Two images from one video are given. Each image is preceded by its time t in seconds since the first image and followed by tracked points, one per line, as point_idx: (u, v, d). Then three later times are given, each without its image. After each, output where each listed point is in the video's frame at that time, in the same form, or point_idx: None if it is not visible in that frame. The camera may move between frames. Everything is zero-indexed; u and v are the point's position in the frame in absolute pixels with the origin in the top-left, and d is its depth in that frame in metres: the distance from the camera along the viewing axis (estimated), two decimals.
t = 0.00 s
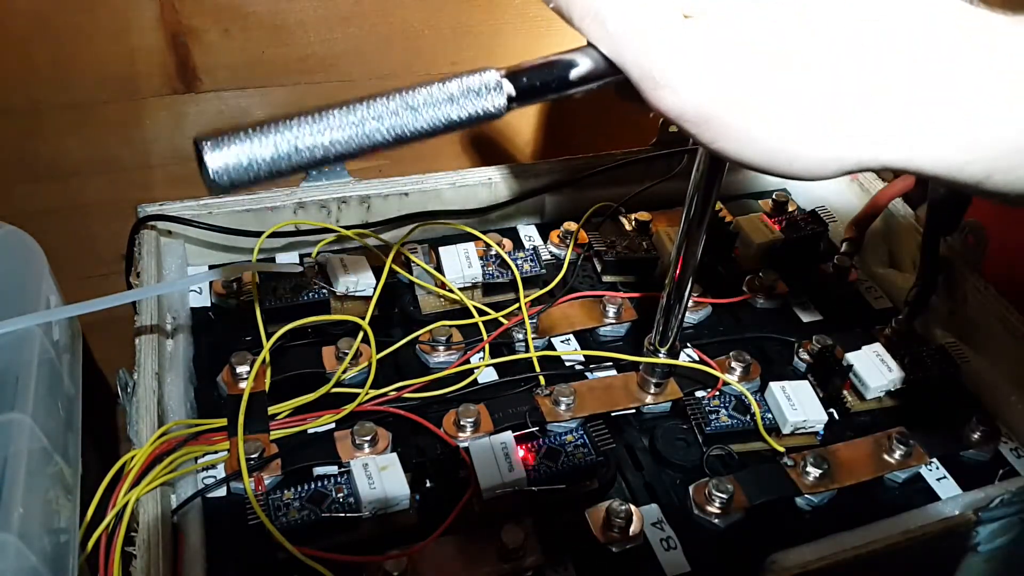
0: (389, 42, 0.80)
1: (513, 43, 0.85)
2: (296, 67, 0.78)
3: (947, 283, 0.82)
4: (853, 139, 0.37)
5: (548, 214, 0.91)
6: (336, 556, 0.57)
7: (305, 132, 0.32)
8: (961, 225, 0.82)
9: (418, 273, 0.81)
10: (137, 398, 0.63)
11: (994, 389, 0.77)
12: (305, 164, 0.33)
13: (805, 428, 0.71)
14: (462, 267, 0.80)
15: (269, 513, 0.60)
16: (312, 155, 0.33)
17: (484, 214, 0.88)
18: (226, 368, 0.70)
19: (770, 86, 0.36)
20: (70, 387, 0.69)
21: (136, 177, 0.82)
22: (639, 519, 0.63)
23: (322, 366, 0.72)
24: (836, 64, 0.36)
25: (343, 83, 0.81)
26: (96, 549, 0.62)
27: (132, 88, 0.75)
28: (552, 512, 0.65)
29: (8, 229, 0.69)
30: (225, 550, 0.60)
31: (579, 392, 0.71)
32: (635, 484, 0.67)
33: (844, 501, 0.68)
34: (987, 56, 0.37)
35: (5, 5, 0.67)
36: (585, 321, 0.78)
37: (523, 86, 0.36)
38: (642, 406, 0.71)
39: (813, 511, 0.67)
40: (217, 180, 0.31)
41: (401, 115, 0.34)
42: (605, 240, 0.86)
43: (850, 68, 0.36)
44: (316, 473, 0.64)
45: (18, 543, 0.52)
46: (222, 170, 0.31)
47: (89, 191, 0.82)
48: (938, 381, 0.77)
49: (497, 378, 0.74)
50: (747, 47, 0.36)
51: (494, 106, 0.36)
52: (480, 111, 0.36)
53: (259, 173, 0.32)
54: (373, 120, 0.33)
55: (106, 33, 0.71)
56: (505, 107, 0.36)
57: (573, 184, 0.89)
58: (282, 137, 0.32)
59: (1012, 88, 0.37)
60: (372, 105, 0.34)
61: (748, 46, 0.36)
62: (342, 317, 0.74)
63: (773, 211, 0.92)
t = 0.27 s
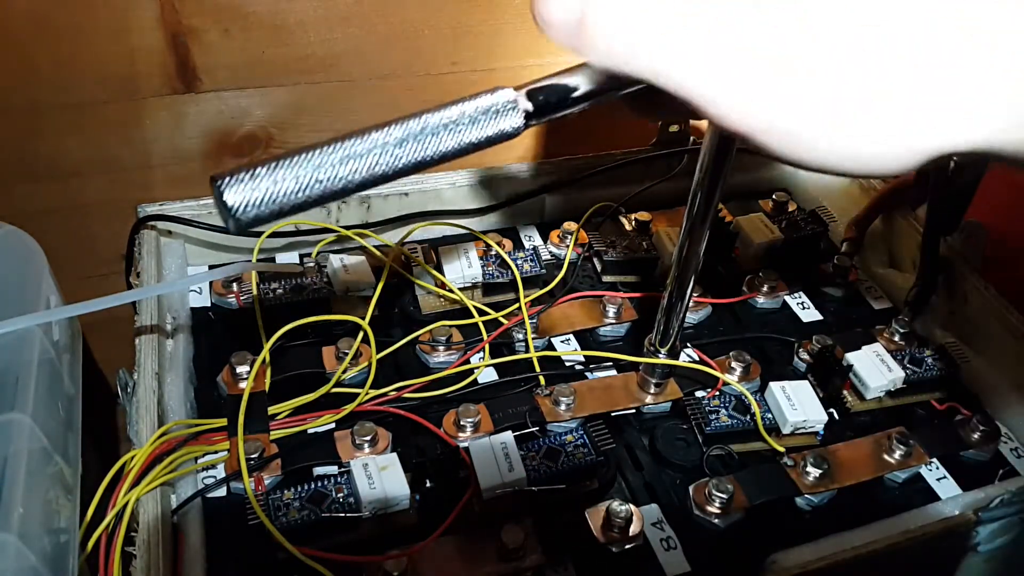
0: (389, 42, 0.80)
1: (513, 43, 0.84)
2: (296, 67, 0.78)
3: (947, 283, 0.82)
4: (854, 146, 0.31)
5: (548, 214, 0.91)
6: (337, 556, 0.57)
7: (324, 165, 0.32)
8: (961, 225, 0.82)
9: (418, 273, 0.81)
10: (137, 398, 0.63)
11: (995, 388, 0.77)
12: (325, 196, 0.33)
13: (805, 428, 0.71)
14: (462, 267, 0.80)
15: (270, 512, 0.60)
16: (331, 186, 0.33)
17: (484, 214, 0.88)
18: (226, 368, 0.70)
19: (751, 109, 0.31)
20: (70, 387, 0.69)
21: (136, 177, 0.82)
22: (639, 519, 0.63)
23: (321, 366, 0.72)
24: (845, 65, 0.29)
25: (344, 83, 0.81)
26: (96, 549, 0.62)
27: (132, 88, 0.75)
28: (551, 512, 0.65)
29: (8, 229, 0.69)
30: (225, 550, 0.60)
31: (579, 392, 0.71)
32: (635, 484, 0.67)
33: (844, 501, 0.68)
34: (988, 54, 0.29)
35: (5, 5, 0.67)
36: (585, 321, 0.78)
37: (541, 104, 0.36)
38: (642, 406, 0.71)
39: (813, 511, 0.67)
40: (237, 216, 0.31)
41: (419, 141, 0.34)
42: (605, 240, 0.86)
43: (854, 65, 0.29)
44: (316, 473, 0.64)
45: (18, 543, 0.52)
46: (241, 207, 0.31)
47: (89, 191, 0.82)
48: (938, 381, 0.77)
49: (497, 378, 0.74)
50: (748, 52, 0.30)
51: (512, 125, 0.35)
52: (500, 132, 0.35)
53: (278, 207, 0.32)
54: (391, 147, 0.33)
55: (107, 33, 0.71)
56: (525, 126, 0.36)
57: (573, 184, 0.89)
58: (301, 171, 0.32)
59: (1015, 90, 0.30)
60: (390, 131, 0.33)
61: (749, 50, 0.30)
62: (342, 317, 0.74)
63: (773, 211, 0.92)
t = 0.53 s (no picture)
0: (389, 42, 0.79)
1: (513, 43, 0.84)
2: (296, 67, 0.78)
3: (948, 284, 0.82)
4: (854, 140, 0.43)
5: (548, 214, 0.91)
6: (337, 556, 0.57)
7: (337, 133, 0.34)
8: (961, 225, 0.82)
9: (418, 273, 0.81)
10: (137, 398, 0.63)
11: (996, 389, 0.77)
12: (336, 163, 0.34)
13: (805, 428, 0.71)
14: (462, 267, 0.80)
15: (269, 513, 0.60)
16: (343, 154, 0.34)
17: (484, 214, 0.88)
18: (226, 368, 0.70)
19: (755, 117, 0.43)
20: (69, 387, 0.69)
21: (135, 177, 0.82)
22: (639, 519, 0.63)
23: (321, 366, 0.72)
24: (838, 68, 0.43)
25: (344, 83, 0.81)
26: (96, 548, 0.62)
27: (131, 88, 0.75)
28: (551, 512, 0.65)
29: (8, 229, 0.69)
30: (224, 551, 0.60)
31: (579, 392, 0.71)
32: (636, 484, 0.67)
33: (844, 500, 0.68)
34: (987, 55, 0.43)
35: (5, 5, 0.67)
36: (585, 321, 0.78)
37: (555, 86, 0.38)
38: (642, 406, 0.71)
39: (813, 511, 0.67)
40: (248, 179, 0.33)
41: (434, 115, 0.36)
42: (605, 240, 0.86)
43: (851, 72, 0.42)
44: (316, 473, 0.64)
45: (18, 543, 0.52)
46: (252, 170, 0.32)
47: (89, 191, 0.82)
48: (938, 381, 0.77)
49: (497, 378, 0.74)
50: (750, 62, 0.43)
51: (525, 106, 0.38)
52: (506, 112, 0.38)
53: (291, 171, 0.33)
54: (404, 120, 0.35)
55: (107, 33, 0.71)
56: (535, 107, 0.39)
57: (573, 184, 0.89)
58: (314, 138, 0.34)
59: (1011, 85, 0.43)
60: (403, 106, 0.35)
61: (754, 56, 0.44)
62: (342, 317, 0.74)
63: (773, 211, 0.92)
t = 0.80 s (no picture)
0: (388, 42, 0.79)
1: (512, 43, 0.84)
2: (296, 68, 0.78)
3: (948, 285, 0.82)
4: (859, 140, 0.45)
5: (548, 214, 0.91)
6: (337, 557, 0.57)
7: (306, 157, 0.36)
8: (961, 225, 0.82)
9: (418, 274, 0.81)
10: (137, 398, 0.63)
11: (996, 389, 0.77)
12: (306, 184, 0.36)
13: (805, 428, 0.71)
14: (462, 267, 0.80)
15: (269, 513, 0.60)
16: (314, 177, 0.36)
17: (484, 214, 0.88)
18: (226, 368, 0.70)
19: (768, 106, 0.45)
20: (69, 387, 0.69)
21: (135, 177, 0.82)
22: (639, 519, 0.62)
23: (321, 366, 0.72)
24: (836, 69, 0.44)
25: (344, 83, 0.81)
26: (97, 548, 0.62)
27: (131, 88, 0.75)
28: (551, 512, 0.65)
29: (8, 229, 0.69)
30: (224, 551, 0.60)
31: (579, 392, 0.71)
32: (636, 484, 0.67)
33: (845, 499, 0.68)
34: (987, 55, 0.44)
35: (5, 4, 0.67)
36: (585, 321, 0.78)
37: (529, 99, 0.40)
38: (642, 406, 0.71)
39: (813, 510, 0.67)
40: (221, 205, 0.35)
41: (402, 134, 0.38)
42: (604, 239, 0.86)
43: (852, 73, 0.44)
44: (316, 473, 0.64)
45: (18, 543, 0.52)
46: (223, 196, 0.35)
47: (89, 191, 0.82)
48: (937, 381, 0.77)
49: (497, 378, 0.74)
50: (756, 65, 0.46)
51: (498, 120, 0.40)
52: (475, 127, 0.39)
53: (262, 194, 0.36)
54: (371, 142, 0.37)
55: (107, 33, 0.71)
56: (509, 121, 0.40)
57: (573, 184, 0.89)
58: (284, 163, 0.36)
59: (1011, 85, 0.43)
60: (371, 127, 0.37)
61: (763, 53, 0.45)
62: (342, 317, 0.74)
63: (773, 211, 0.92)
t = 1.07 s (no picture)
0: (388, 41, 0.79)
1: (511, 42, 0.84)
2: (296, 67, 0.78)
3: (949, 285, 0.82)
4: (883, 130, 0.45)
5: (548, 214, 0.91)
6: (337, 556, 0.57)
7: (330, 125, 0.33)
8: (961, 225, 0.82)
9: (418, 274, 0.81)
10: (137, 398, 0.63)
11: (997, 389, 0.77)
12: (325, 157, 0.34)
13: (805, 428, 0.71)
14: (462, 267, 0.80)
15: (270, 512, 0.60)
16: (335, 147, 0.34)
17: (484, 214, 0.88)
18: (226, 368, 0.70)
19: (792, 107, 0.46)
20: (69, 387, 0.69)
21: (135, 177, 0.82)
22: (639, 519, 0.62)
23: (321, 366, 0.72)
24: (855, 74, 0.43)
25: (343, 83, 0.81)
26: (97, 548, 0.62)
27: (131, 88, 0.75)
28: (551, 512, 0.65)
29: (8, 229, 0.69)
30: (225, 551, 0.60)
31: (579, 392, 0.71)
32: (636, 484, 0.68)
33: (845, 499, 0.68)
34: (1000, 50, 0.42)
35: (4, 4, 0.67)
36: (585, 321, 0.78)
37: (554, 85, 0.38)
38: (642, 406, 0.71)
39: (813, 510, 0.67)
40: (236, 168, 0.32)
41: (427, 112, 0.35)
42: (604, 240, 0.86)
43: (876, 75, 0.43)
44: (316, 473, 0.64)
45: (18, 543, 0.52)
46: (241, 160, 0.32)
47: (89, 191, 0.82)
48: (937, 381, 0.77)
49: (497, 378, 0.74)
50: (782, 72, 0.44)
51: (521, 105, 0.38)
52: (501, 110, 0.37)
53: (279, 162, 0.33)
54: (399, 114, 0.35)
55: (107, 33, 0.71)
56: (532, 107, 0.38)
57: (573, 184, 0.89)
58: (303, 130, 0.33)
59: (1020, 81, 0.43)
60: (398, 100, 0.35)
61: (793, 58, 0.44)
62: (342, 317, 0.74)
63: (773, 211, 0.92)
